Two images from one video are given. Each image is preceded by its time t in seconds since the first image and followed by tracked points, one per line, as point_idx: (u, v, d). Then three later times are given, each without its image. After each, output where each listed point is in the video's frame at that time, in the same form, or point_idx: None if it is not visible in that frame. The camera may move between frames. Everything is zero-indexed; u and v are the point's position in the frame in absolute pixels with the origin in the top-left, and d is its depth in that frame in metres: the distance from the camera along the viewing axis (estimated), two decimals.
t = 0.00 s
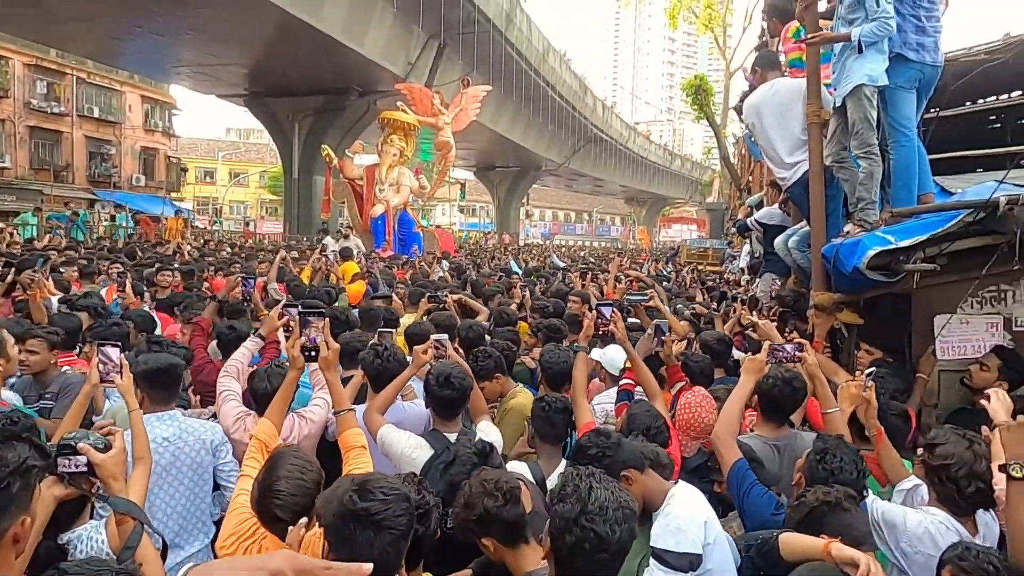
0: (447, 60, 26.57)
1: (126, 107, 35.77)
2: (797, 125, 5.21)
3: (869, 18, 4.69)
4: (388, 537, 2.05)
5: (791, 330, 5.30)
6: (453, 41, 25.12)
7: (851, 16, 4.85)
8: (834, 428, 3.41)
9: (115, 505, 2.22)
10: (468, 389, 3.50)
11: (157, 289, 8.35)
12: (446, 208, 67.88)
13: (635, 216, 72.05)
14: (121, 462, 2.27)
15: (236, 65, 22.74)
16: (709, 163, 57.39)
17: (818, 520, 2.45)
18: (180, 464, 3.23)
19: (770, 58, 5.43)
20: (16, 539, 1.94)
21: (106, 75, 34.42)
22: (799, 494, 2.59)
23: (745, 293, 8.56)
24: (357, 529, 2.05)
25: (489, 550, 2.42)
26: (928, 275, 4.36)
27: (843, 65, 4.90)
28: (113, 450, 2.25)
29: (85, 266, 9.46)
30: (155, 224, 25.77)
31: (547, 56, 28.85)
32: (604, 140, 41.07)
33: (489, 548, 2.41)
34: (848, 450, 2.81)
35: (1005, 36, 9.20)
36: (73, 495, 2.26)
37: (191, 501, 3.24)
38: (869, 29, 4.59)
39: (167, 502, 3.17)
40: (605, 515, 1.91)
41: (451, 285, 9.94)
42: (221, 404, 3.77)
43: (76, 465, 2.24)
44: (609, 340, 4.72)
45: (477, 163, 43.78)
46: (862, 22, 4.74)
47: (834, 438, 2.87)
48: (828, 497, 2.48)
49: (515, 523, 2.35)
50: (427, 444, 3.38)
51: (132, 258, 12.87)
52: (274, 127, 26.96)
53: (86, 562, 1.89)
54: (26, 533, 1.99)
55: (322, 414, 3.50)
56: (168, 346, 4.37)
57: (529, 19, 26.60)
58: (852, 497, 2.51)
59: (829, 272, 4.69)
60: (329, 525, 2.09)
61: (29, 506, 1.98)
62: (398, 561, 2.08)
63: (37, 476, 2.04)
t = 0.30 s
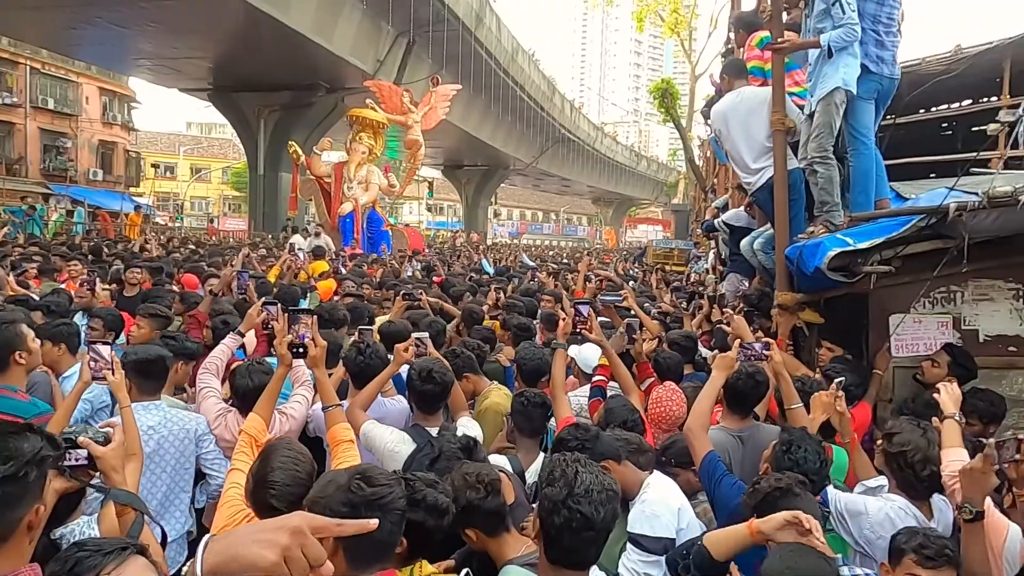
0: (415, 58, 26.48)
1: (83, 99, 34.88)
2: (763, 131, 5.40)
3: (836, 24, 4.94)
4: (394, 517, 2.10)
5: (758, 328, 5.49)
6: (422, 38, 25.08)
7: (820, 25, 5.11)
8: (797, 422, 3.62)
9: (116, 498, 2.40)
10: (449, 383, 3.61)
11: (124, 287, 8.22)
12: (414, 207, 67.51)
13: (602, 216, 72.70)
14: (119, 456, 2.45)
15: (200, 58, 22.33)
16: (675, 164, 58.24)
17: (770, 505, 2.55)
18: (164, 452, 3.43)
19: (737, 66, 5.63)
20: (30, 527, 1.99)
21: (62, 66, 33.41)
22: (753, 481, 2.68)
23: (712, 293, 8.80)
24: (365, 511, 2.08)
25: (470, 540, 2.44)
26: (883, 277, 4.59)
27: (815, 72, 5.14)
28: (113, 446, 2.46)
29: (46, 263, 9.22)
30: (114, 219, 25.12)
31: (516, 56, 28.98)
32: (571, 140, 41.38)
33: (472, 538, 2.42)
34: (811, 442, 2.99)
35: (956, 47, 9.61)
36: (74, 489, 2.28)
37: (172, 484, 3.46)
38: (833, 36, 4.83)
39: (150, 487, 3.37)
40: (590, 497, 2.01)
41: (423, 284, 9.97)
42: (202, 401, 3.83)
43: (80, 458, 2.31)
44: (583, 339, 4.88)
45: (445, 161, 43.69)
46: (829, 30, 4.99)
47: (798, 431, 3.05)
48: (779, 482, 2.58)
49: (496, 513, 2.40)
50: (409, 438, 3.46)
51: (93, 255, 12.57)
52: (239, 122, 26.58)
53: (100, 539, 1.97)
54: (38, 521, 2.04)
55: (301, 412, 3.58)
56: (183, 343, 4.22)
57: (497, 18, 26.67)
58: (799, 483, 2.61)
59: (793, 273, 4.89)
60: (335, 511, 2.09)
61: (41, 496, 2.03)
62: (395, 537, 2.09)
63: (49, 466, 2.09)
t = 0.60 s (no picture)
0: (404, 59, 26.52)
1: (69, 101, 34.63)
2: (759, 138, 5.52)
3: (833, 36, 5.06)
4: (432, 516, 2.20)
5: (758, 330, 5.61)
6: (411, 40, 25.12)
7: (816, 40, 5.22)
8: (799, 421, 3.75)
9: (155, 503, 2.46)
10: (460, 385, 3.70)
11: (123, 292, 8.26)
12: (403, 207, 67.40)
13: (591, 215, 72.91)
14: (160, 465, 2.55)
15: (188, 60, 22.26)
16: (663, 163, 58.50)
17: (776, 505, 2.57)
18: (178, 458, 3.57)
19: (733, 74, 5.74)
20: (89, 531, 2.14)
21: (47, 67, 33.16)
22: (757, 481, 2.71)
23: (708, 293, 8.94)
24: (405, 514, 2.16)
25: (494, 539, 2.52)
26: (878, 279, 4.73)
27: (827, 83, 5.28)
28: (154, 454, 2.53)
29: (42, 268, 9.23)
30: (102, 222, 24.95)
31: (506, 56, 29.07)
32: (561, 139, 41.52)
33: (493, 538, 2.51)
34: (816, 440, 3.11)
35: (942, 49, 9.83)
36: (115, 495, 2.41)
37: (183, 488, 3.60)
38: (834, 47, 4.96)
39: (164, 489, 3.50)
40: (616, 496, 2.13)
41: (419, 285, 10.07)
42: (213, 408, 3.88)
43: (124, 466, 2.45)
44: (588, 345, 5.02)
45: (434, 162, 43.70)
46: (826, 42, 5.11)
47: (805, 431, 3.17)
48: (782, 482, 2.58)
49: (517, 514, 2.47)
50: (425, 441, 3.55)
51: (86, 260, 12.56)
52: (228, 124, 26.51)
53: (173, 542, 2.05)
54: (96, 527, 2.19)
55: (315, 415, 3.62)
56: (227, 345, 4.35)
57: (487, 19, 26.74)
58: (803, 481, 2.62)
59: (791, 276, 5.01)
60: (375, 515, 2.17)
61: (98, 502, 2.18)
62: (431, 535, 2.19)
63: (106, 473, 2.25)
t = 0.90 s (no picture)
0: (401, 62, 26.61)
1: (65, 104, 34.55)
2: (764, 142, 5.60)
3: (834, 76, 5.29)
4: (481, 513, 2.28)
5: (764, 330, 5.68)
6: (408, 42, 25.21)
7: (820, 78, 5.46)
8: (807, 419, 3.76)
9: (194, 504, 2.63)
10: (479, 383, 3.82)
11: (130, 298, 8.31)
12: (400, 209, 67.42)
13: (587, 216, 73.03)
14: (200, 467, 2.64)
15: (186, 64, 22.30)
16: (659, 164, 58.67)
17: (796, 502, 2.65)
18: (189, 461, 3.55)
19: (737, 78, 5.83)
20: (145, 527, 2.27)
21: (43, 72, 33.15)
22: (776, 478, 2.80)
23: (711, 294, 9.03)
24: (457, 511, 2.24)
25: (528, 533, 2.61)
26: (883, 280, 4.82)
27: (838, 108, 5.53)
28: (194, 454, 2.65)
29: (46, 275, 9.27)
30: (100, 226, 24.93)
31: (503, 58, 29.15)
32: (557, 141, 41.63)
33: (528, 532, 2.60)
34: (827, 437, 3.20)
35: (938, 52, 9.95)
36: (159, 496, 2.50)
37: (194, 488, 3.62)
38: (838, 93, 5.21)
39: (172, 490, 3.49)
40: (649, 494, 2.23)
41: (423, 289, 10.13)
42: (234, 410, 3.97)
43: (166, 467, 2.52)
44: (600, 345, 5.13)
45: (430, 164, 43.77)
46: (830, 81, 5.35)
47: (819, 428, 3.25)
48: (802, 479, 2.67)
49: (547, 509, 2.57)
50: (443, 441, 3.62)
51: (88, 265, 12.60)
52: (225, 128, 26.53)
53: (240, 523, 2.20)
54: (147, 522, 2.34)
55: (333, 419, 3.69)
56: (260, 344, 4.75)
57: (483, 21, 26.80)
58: (822, 478, 2.71)
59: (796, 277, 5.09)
60: (426, 510, 2.26)
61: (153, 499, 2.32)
62: (480, 533, 2.27)
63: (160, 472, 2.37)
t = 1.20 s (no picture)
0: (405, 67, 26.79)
1: (70, 110, 34.71)
2: (779, 147, 5.71)
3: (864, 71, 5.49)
4: (525, 497, 2.42)
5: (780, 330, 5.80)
6: (413, 47, 25.39)
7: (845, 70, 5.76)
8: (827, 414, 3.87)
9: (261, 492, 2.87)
10: (508, 378, 4.00)
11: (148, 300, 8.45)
12: (402, 213, 67.59)
13: (589, 220, 73.13)
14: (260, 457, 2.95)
15: (192, 69, 22.50)
16: (661, 167, 58.81)
17: (828, 493, 2.77)
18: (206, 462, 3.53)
19: (752, 85, 5.94)
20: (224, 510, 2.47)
21: (48, 77, 33.40)
22: (808, 470, 2.92)
23: (721, 297, 9.15)
24: (502, 492, 2.40)
25: (575, 516, 2.78)
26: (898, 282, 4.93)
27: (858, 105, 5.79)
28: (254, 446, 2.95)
29: (63, 279, 9.41)
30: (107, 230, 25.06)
31: (506, 62, 29.28)
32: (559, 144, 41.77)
33: (571, 516, 2.78)
34: (850, 431, 3.31)
35: (942, 56, 10.08)
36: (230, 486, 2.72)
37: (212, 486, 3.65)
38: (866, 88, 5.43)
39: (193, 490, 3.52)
40: (694, 484, 2.34)
41: (434, 292, 10.25)
42: (271, 406, 4.07)
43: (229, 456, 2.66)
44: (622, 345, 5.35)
45: (433, 167, 43.92)
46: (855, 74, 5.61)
47: (841, 422, 3.37)
48: (833, 471, 2.80)
49: (594, 497, 2.74)
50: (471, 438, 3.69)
51: (100, 269, 12.75)
52: (231, 132, 26.68)
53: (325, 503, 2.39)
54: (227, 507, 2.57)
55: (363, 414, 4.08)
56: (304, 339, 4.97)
57: (487, 26, 26.96)
58: (854, 471, 2.84)
59: (813, 279, 5.20)
60: (474, 490, 2.43)
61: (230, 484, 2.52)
62: (522, 515, 2.40)
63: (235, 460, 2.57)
